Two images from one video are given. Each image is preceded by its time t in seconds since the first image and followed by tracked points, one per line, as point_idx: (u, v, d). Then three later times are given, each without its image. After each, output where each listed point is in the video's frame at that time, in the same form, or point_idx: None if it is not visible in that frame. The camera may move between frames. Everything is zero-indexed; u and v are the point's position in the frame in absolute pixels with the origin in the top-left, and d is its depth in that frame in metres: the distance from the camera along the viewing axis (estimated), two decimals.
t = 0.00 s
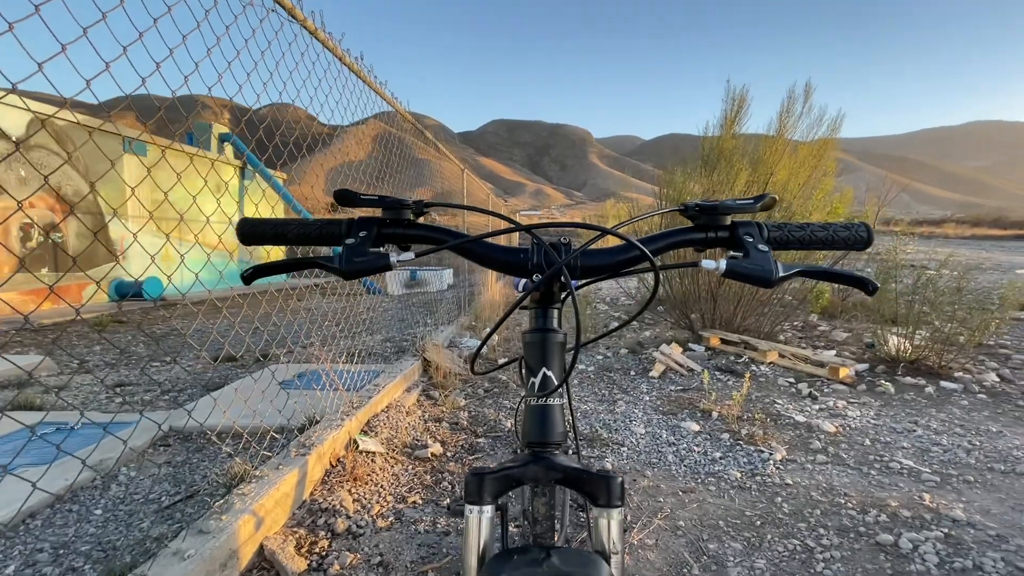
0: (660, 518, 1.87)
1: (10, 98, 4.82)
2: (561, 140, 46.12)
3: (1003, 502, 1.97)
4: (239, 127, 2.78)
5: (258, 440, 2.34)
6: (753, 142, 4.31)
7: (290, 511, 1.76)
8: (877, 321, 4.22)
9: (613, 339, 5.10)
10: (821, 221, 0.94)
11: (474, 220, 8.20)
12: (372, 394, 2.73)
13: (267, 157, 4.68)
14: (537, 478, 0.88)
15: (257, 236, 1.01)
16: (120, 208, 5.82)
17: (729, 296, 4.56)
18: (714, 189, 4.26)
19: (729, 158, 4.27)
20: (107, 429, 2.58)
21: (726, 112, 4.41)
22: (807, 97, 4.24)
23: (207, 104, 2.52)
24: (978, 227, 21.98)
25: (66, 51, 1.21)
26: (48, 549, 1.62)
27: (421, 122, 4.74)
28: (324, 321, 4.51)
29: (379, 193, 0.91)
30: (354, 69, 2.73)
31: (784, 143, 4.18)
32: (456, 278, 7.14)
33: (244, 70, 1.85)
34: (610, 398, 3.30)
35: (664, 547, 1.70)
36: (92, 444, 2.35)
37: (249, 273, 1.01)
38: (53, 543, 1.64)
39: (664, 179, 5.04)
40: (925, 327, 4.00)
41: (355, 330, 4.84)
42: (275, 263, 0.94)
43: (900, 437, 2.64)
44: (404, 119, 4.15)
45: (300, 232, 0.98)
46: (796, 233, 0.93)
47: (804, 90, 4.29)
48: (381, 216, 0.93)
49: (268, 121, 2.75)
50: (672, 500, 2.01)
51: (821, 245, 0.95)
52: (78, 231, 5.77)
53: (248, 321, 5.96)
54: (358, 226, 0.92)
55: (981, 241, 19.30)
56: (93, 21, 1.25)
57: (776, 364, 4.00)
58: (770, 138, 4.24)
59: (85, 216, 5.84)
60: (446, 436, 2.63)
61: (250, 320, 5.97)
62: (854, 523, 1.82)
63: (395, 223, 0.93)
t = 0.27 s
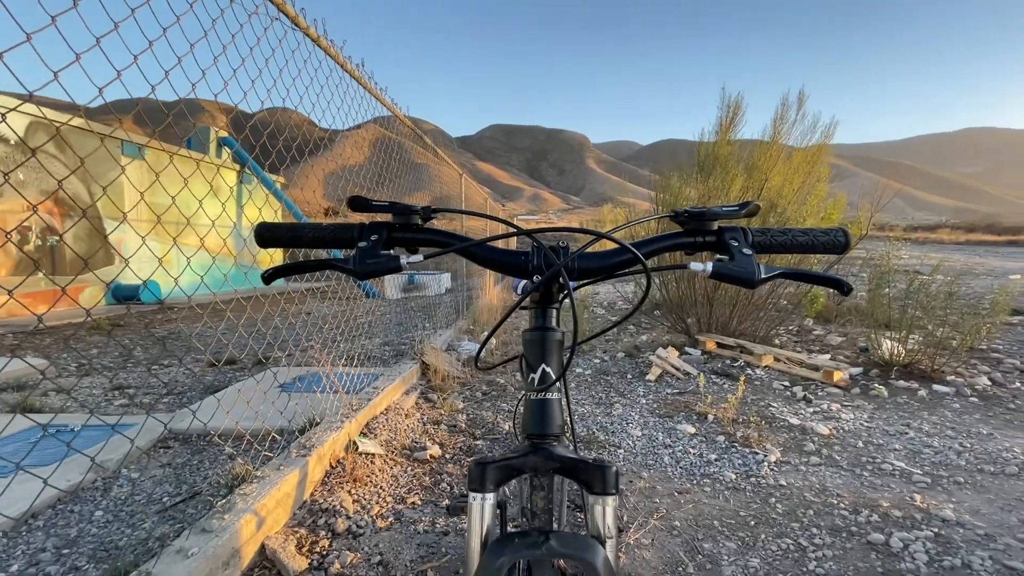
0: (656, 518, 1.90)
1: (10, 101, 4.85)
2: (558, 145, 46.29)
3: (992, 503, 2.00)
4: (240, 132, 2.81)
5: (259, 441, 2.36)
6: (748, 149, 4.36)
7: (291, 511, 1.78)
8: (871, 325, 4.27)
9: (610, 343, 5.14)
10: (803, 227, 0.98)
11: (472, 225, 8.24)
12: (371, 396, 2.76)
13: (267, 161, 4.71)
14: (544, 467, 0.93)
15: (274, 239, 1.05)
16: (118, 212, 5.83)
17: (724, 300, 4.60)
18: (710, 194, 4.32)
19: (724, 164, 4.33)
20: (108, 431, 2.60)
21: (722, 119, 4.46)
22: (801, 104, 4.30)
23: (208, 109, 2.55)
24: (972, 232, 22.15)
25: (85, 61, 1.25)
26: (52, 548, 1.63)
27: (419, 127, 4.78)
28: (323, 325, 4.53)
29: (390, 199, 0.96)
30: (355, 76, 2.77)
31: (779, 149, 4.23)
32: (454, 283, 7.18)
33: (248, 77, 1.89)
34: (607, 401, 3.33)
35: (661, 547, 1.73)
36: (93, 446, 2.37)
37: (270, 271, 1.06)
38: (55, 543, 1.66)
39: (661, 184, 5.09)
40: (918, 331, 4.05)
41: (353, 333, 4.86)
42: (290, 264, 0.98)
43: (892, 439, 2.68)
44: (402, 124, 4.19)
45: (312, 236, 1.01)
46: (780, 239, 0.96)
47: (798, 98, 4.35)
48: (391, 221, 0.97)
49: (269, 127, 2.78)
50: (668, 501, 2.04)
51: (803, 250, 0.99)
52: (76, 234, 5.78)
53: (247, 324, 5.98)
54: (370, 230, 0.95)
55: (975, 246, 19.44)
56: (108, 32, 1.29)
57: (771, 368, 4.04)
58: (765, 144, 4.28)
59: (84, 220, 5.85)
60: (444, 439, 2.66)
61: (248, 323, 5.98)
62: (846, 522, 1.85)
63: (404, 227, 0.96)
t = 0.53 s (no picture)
0: (654, 515, 1.92)
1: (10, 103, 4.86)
2: (557, 147, 46.38)
3: (986, 500, 2.03)
4: (241, 134, 2.83)
5: (260, 441, 2.38)
6: (746, 150, 4.39)
7: (292, 509, 1.80)
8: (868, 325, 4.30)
9: (608, 343, 5.16)
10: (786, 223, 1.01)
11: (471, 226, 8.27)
12: (371, 396, 2.78)
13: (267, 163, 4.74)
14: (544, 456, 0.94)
15: (279, 237, 1.07)
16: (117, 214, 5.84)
17: (722, 301, 4.63)
18: (708, 195, 4.35)
19: (722, 165, 4.36)
20: (110, 430, 2.61)
21: (719, 121, 4.49)
22: (798, 106, 4.32)
23: (209, 111, 2.57)
24: (970, 234, 22.21)
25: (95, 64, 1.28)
26: (54, 545, 1.64)
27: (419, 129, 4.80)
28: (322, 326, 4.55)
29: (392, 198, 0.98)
30: (355, 78, 2.79)
31: (777, 150, 4.26)
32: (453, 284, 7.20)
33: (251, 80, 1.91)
34: (605, 400, 3.36)
35: (658, 543, 1.75)
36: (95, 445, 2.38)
37: (277, 268, 1.08)
38: (58, 541, 1.67)
39: (659, 186, 5.13)
40: (915, 331, 4.08)
41: (353, 334, 4.88)
42: (294, 260, 1.00)
43: (888, 438, 2.70)
44: (402, 126, 4.21)
45: (316, 233, 1.03)
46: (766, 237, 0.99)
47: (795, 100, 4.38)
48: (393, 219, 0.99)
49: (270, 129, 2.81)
50: (665, 498, 2.06)
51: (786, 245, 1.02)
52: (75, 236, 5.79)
53: (246, 326, 5.99)
54: (373, 227, 0.97)
55: (974, 247, 19.50)
56: (117, 36, 1.31)
57: (769, 368, 4.06)
58: (762, 146, 4.31)
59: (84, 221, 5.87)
60: (444, 438, 2.68)
61: (248, 325, 5.99)
62: (841, 519, 1.87)
63: (406, 225, 0.99)
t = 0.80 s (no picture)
0: (653, 507, 1.95)
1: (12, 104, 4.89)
2: (558, 146, 46.40)
3: (981, 491, 2.05)
4: (243, 133, 2.86)
5: (264, 436, 2.41)
6: (745, 148, 4.41)
7: (296, 501, 1.82)
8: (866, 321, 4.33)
9: (608, 341, 5.18)
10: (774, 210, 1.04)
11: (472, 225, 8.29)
12: (372, 392, 2.80)
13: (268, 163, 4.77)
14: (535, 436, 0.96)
15: (287, 225, 1.10)
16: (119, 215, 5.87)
17: (722, 298, 4.64)
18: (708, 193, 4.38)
19: (721, 162, 4.38)
20: (115, 426, 2.64)
21: (718, 119, 4.51)
22: (797, 104, 4.33)
23: (211, 111, 2.60)
24: (971, 232, 22.22)
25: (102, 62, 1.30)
26: (62, 537, 1.67)
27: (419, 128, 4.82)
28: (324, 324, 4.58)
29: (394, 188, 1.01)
30: (356, 77, 2.82)
31: (776, 147, 4.27)
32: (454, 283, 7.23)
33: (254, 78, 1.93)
34: (605, 396, 3.38)
35: (656, 534, 1.77)
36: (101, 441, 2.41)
37: (285, 255, 1.11)
38: (66, 533, 1.69)
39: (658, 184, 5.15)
40: (913, 327, 4.10)
41: (355, 332, 4.91)
42: (304, 246, 1.04)
43: (885, 432, 2.73)
44: (402, 125, 4.24)
45: (321, 221, 1.06)
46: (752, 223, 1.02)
47: (794, 97, 4.39)
48: (395, 207, 1.02)
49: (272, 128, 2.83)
50: (664, 491, 2.08)
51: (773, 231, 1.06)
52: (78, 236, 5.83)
53: (248, 325, 6.02)
54: (376, 215, 1.00)
55: (974, 244, 19.50)
56: (124, 34, 1.34)
57: (768, 364, 4.09)
58: (761, 144, 4.33)
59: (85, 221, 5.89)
60: (445, 433, 2.70)
61: (250, 324, 6.02)
62: (838, 510, 1.89)
63: (408, 213, 1.02)
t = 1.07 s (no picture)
0: (652, 499, 1.98)
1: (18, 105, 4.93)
2: (560, 145, 46.38)
3: (977, 483, 2.07)
4: (248, 133, 2.90)
5: (270, 430, 2.45)
6: (745, 146, 4.43)
7: (302, 494, 1.86)
8: (867, 318, 4.35)
9: (610, 339, 5.21)
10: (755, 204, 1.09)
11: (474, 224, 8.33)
12: (376, 388, 2.84)
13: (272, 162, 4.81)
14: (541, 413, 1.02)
15: (296, 217, 1.14)
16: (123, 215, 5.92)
17: (722, 295, 4.67)
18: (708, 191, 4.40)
19: (721, 160, 4.41)
20: (123, 422, 2.68)
21: (719, 116, 4.53)
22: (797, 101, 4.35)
23: (216, 112, 2.64)
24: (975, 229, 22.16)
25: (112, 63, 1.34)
26: (75, 528, 1.71)
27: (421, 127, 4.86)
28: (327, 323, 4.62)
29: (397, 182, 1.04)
30: (359, 78, 2.85)
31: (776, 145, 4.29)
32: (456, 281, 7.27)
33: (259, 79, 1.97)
34: (606, 392, 3.41)
35: (655, 525, 1.80)
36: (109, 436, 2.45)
37: (298, 245, 1.16)
38: (78, 524, 1.73)
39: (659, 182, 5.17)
40: (913, 323, 4.12)
41: (358, 331, 4.95)
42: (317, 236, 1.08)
43: (884, 426, 2.75)
44: (404, 125, 4.27)
45: (327, 214, 1.10)
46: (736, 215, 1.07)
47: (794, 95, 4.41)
48: (399, 200, 1.05)
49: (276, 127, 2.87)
50: (664, 484, 2.11)
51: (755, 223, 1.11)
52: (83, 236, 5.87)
53: (252, 324, 6.07)
54: (381, 208, 1.03)
55: (978, 241, 19.45)
56: (134, 36, 1.37)
57: (768, 360, 4.11)
58: (761, 141, 4.35)
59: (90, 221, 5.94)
60: (448, 428, 2.74)
61: (254, 322, 6.08)
62: (835, 502, 1.92)
63: (412, 206, 1.05)
